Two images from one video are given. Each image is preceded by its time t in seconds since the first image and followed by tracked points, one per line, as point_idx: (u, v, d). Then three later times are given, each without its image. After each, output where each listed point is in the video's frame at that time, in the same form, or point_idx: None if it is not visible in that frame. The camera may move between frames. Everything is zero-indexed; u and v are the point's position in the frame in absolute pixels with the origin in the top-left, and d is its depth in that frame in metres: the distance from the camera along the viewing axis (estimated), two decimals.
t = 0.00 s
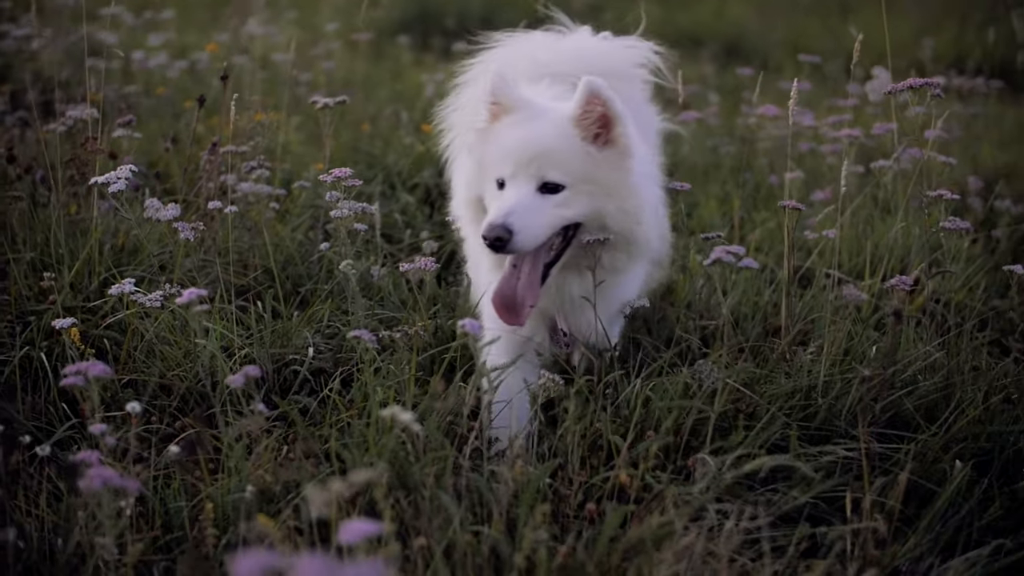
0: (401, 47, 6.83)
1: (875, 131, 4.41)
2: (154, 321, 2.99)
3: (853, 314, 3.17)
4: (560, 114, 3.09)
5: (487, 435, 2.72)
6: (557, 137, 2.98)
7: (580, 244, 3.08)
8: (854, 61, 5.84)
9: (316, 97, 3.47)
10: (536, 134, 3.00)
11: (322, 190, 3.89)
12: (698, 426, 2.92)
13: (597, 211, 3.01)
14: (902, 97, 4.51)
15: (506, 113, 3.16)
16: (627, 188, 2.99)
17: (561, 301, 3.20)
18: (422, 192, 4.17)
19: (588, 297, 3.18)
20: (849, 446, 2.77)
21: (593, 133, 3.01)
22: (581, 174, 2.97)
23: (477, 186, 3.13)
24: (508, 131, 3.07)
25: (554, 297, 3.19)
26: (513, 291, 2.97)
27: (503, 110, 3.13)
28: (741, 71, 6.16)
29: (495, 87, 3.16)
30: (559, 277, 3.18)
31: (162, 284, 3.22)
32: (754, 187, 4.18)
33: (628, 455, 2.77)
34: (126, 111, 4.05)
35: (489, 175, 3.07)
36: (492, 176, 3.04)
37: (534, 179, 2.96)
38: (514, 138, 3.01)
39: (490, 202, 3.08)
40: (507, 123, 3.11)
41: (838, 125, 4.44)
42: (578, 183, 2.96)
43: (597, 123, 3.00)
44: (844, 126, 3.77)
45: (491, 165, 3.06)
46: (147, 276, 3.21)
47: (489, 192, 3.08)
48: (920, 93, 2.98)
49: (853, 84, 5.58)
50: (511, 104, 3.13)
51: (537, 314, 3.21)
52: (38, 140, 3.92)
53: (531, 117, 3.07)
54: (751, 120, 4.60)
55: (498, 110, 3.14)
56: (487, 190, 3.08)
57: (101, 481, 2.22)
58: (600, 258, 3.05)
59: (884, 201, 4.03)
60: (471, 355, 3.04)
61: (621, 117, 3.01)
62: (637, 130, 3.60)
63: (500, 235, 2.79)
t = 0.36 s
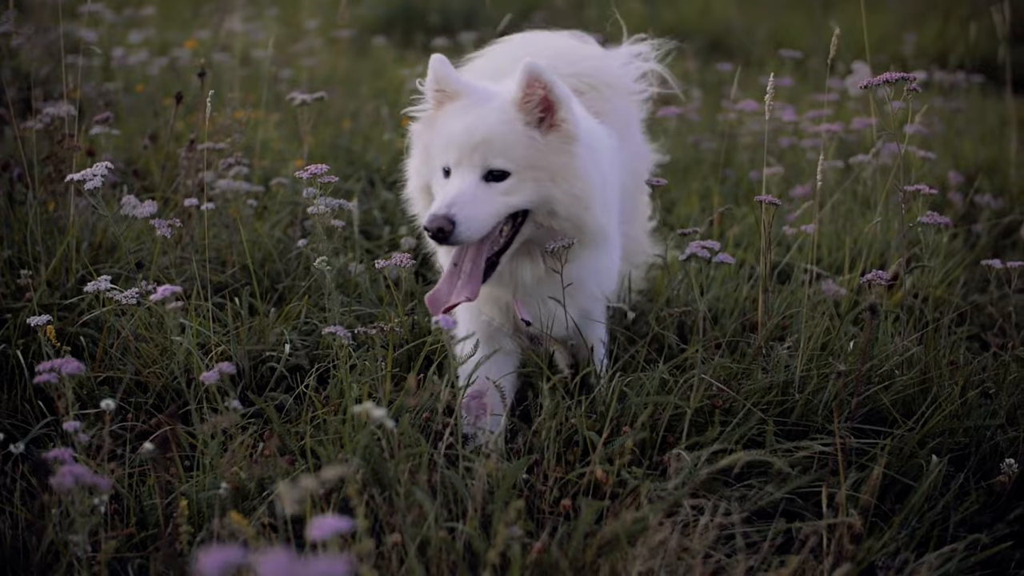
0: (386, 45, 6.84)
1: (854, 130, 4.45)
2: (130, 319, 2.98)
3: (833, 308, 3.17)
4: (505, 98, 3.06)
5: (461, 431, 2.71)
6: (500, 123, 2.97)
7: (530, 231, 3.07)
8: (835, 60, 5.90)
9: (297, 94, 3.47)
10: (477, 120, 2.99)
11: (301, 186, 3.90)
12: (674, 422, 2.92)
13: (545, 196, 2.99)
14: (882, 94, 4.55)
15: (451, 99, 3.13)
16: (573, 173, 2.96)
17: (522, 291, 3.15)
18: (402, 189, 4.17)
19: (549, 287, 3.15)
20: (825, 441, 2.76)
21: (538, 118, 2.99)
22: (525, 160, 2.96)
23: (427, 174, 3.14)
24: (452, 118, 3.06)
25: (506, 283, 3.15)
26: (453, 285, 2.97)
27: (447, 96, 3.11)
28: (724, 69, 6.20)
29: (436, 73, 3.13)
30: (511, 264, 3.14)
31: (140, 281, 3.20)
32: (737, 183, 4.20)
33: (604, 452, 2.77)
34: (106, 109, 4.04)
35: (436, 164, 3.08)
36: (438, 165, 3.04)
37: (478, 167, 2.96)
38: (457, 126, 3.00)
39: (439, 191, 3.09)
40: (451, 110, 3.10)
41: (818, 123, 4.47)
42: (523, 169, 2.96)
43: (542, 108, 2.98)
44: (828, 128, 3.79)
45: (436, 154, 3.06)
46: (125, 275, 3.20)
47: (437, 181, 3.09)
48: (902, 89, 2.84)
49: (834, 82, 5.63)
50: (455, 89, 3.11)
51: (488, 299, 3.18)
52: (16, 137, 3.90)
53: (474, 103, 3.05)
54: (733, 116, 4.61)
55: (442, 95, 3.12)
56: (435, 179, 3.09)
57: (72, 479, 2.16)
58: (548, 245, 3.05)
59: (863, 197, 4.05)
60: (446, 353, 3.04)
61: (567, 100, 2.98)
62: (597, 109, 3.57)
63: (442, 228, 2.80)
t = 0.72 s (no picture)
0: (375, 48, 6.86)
1: (841, 130, 4.47)
2: (116, 321, 2.97)
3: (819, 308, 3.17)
4: (487, 88, 3.04)
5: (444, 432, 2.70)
6: (481, 113, 2.95)
7: (510, 223, 3.07)
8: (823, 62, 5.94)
9: (282, 96, 3.47)
10: (458, 111, 2.97)
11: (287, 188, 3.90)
12: (659, 423, 2.91)
13: (526, 188, 2.98)
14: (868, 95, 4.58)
15: (433, 89, 3.12)
16: (554, 163, 2.95)
17: (504, 286, 3.15)
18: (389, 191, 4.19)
19: (530, 281, 3.13)
20: (810, 441, 2.76)
21: (521, 106, 2.98)
22: (507, 151, 2.94)
23: (406, 165, 3.12)
24: (433, 108, 3.04)
25: (483, 276, 3.13)
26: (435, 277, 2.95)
27: (428, 85, 3.10)
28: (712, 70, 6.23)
29: (417, 62, 3.11)
30: (488, 255, 3.12)
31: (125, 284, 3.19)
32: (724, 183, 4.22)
33: (589, 453, 2.76)
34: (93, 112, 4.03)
35: (416, 155, 3.06)
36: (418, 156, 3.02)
37: (458, 157, 2.94)
38: (437, 116, 2.98)
39: (419, 182, 3.07)
40: (431, 100, 3.08)
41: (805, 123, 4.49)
42: (504, 161, 2.94)
43: (525, 97, 2.97)
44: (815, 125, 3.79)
45: (417, 144, 3.05)
46: (111, 278, 3.20)
47: (417, 172, 3.07)
48: (887, 89, 2.76)
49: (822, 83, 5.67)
50: (436, 79, 3.09)
51: (467, 292, 3.17)
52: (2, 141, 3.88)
53: (455, 93, 3.04)
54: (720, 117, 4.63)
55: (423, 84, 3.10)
56: (415, 170, 3.07)
57: (55, 482, 2.13)
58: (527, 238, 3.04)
59: (849, 197, 4.07)
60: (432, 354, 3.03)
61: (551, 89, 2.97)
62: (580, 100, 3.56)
63: (422, 221, 2.78)
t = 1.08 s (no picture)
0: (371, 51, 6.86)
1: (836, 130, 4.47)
2: (108, 326, 2.96)
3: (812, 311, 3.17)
4: (491, 82, 3.04)
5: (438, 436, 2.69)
6: (490, 107, 2.94)
7: (517, 217, 3.07)
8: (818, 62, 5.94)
9: (275, 101, 3.47)
10: (465, 106, 2.95)
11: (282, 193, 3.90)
12: (653, 426, 2.91)
13: (537, 180, 2.99)
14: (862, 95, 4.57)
15: (432, 87, 3.09)
16: (565, 153, 2.97)
17: (506, 284, 3.14)
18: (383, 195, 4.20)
19: (533, 276, 3.13)
20: (805, 443, 2.74)
21: (528, 97, 2.98)
22: (519, 143, 2.94)
23: (406, 164, 3.07)
24: (435, 105, 3.01)
25: (487, 276, 3.12)
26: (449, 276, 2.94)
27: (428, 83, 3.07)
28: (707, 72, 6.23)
29: (414, 60, 3.09)
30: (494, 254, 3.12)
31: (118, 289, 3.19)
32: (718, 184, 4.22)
33: (582, 457, 2.75)
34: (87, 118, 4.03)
35: (421, 154, 3.01)
36: (424, 154, 2.98)
37: (469, 153, 2.91)
38: (443, 113, 2.96)
39: (423, 181, 3.03)
40: (433, 97, 3.05)
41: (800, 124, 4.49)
42: (516, 154, 2.94)
43: (532, 87, 2.98)
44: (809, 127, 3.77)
45: (421, 143, 3.01)
46: (103, 283, 3.19)
47: (421, 171, 3.03)
48: (881, 90, 2.72)
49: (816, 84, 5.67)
50: (435, 76, 3.07)
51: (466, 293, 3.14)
52: None
53: (458, 88, 3.02)
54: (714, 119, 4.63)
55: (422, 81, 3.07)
56: (418, 168, 3.02)
57: (46, 488, 2.11)
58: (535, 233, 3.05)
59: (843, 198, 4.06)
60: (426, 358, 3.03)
61: (557, 78, 2.99)
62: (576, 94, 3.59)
63: (444, 218, 2.74)
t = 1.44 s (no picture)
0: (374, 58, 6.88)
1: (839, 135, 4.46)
2: (113, 334, 2.96)
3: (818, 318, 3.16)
4: (519, 80, 3.04)
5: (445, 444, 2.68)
6: (529, 105, 2.93)
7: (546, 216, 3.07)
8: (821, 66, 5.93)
9: (278, 109, 3.47)
10: (502, 104, 2.92)
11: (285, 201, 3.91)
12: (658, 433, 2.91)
13: (575, 174, 3.01)
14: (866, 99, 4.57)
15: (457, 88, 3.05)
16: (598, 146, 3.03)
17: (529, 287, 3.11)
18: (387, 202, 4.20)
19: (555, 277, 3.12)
20: (810, 451, 2.74)
21: (562, 92, 3.01)
22: (561, 138, 2.96)
23: (437, 167, 3.01)
24: (465, 105, 2.97)
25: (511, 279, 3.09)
26: (500, 278, 2.93)
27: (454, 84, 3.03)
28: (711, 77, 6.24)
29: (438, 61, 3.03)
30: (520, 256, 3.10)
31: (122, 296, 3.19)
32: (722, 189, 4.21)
33: (587, 465, 2.74)
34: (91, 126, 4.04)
35: (455, 155, 2.96)
36: (460, 155, 2.93)
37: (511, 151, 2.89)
38: (478, 112, 2.92)
39: (457, 183, 2.97)
40: (461, 97, 3.01)
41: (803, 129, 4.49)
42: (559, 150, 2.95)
43: (563, 82, 3.01)
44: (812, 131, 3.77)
45: (452, 144, 2.96)
46: (107, 290, 3.19)
47: (455, 172, 2.96)
48: (884, 95, 2.72)
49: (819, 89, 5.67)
50: (460, 76, 3.03)
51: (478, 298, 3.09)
52: None
53: (487, 87, 2.99)
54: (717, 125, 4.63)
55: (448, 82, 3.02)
56: (452, 170, 2.96)
57: (50, 496, 2.10)
58: (565, 230, 3.06)
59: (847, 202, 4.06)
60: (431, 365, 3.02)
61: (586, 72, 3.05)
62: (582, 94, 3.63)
63: (511, 215, 2.73)
